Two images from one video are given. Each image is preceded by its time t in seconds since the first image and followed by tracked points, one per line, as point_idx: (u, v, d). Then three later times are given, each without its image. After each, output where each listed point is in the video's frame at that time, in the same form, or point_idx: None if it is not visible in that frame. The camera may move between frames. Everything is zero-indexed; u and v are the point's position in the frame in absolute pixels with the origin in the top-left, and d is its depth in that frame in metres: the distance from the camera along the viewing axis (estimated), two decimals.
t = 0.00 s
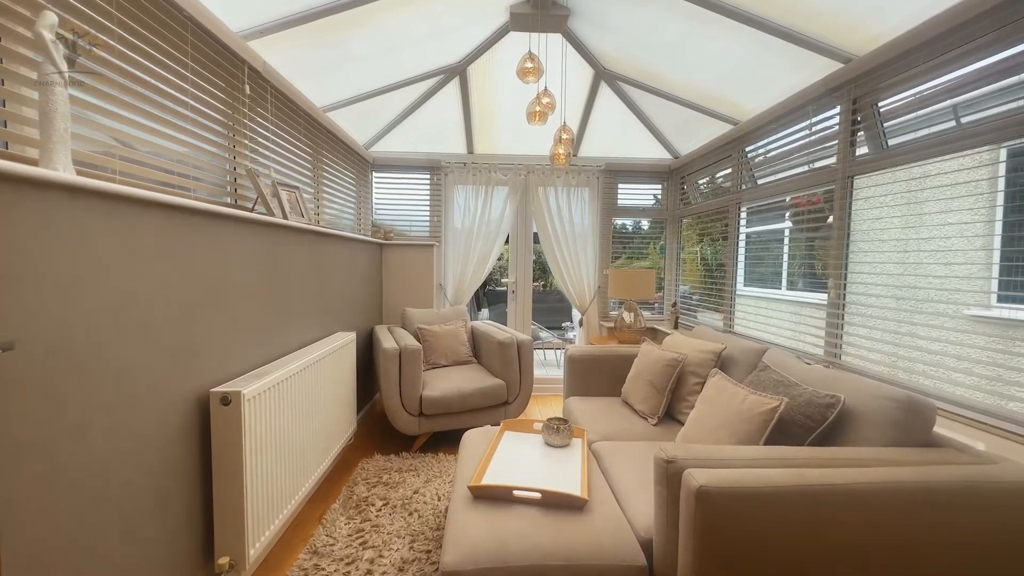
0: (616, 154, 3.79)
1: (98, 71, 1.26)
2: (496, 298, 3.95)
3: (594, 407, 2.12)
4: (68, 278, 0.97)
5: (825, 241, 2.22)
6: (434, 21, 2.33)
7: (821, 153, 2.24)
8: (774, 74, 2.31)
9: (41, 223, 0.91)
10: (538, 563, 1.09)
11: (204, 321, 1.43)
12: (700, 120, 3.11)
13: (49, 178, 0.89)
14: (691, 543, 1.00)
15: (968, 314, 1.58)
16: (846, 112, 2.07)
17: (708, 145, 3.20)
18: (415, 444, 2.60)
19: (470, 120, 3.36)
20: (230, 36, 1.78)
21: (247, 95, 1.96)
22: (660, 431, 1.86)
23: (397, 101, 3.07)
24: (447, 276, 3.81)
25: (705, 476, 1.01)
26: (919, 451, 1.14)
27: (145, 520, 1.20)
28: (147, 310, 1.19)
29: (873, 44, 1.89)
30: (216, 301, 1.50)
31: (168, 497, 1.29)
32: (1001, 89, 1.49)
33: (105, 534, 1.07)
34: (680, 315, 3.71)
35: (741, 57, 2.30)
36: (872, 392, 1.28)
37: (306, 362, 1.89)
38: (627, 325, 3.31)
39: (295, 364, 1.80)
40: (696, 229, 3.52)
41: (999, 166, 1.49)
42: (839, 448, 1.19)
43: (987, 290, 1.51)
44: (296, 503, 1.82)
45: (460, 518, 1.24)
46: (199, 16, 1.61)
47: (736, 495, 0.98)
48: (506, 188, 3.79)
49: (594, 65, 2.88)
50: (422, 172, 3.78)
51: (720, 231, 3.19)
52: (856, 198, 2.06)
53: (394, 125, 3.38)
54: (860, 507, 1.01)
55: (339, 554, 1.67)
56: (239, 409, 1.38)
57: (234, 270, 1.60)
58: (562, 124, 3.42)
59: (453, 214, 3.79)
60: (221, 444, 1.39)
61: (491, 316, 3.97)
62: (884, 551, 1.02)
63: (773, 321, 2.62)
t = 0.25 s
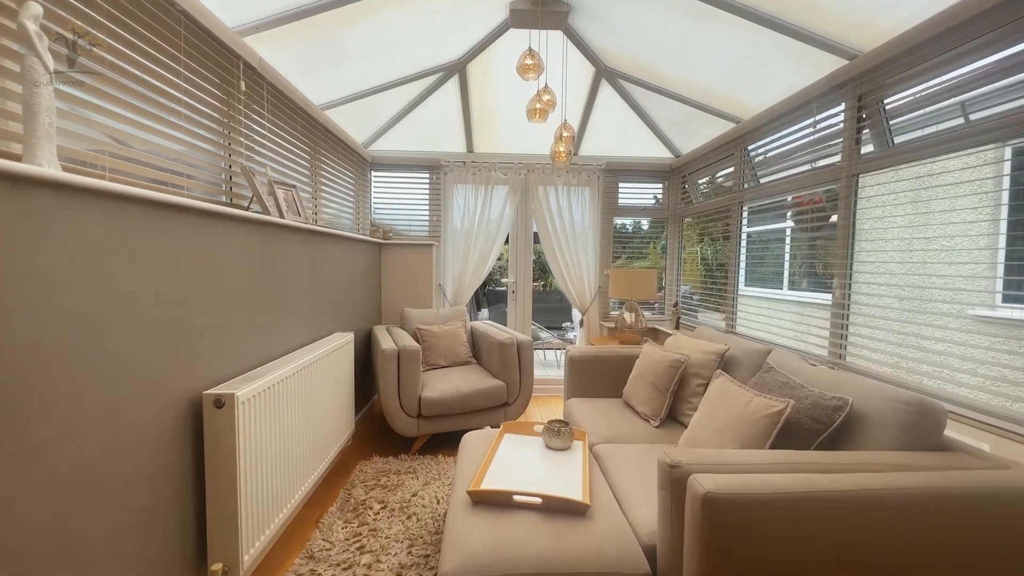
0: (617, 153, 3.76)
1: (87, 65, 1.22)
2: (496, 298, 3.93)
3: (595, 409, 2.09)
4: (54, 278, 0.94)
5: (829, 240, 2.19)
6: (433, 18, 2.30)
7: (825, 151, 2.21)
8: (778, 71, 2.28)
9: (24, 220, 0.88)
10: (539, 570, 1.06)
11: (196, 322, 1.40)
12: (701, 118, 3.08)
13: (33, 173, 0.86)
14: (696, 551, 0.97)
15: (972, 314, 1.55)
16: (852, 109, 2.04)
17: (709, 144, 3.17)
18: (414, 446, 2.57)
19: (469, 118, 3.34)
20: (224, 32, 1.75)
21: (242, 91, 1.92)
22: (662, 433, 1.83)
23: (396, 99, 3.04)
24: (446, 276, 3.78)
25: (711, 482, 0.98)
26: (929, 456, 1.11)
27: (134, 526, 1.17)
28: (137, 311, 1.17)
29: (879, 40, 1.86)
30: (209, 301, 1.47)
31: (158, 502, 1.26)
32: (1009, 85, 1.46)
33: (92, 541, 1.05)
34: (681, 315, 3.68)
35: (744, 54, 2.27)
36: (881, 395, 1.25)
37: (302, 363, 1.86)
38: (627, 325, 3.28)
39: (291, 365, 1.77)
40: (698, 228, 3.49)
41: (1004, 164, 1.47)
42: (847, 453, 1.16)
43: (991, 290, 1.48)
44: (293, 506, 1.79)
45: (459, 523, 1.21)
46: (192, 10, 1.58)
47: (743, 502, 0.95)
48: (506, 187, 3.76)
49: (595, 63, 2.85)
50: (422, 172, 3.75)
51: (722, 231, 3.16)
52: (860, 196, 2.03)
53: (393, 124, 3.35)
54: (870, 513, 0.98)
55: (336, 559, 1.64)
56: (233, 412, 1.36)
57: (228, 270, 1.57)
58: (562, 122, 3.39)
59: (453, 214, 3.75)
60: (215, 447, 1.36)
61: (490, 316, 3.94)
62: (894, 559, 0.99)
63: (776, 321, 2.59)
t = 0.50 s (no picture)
0: (618, 152, 3.73)
1: (89, 67, 1.23)
2: (496, 298, 3.89)
3: (597, 411, 2.06)
4: (36, 276, 0.91)
5: (834, 239, 2.16)
6: (432, 13, 2.27)
7: (830, 149, 2.18)
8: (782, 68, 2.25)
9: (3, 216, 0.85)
10: None
11: (188, 322, 1.37)
12: (703, 116, 3.05)
13: (13, 167, 0.83)
14: (702, 559, 0.94)
15: (978, 314, 1.54)
16: (858, 106, 2.01)
17: (711, 142, 3.14)
18: (413, 448, 2.54)
19: (469, 116, 3.30)
20: (219, 26, 1.72)
21: (237, 87, 1.89)
22: (665, 436, 1.79)
23: (395, 97, 3.01)
24: (446, 276, 3.74)
25: (717, 487, 0.95)
26: (941, 460, 1.08)
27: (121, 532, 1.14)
28: (125, 311, 1.13)
29: (884, 36, 1.83)
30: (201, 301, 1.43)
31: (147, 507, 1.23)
32: (1020, 81, 1.43)
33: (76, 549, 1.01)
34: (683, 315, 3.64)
35: (747, 50, 2.24)
36: (891, 398, 1.22)
37: (298, 364, 1.82)
38: (629, 325, 3.24)
39: (286, 366, 1.74)
40: (699, 227, 3.46)
41: (1010, 162, 1.46)
42: (856, 457, 1.13)
43: (997, 290, 1.47)
44: (289, 510, 1.75)
45: (457, 529, 1.18)
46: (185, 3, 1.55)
47: (751, 509, 0.92)
48: (506, 186, 3.72)
49: (596, 60, 2.82)
50: (421, 170, 3.72)
51: (724, 231, 3.13)
52: (866, 194, 2.00)
53: (392, 122, 3.32)
54: (882, 521, 0.95)
55: (332, 565, 1.61)
56: (226, 414, 1.32)
57: (222, 269, 1.54)
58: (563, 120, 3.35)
59: (452, 213, 3.72)
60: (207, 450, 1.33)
61: (490, 317, 3.91)
62: (907, 568, 0.96)
63: (780, 322, 2.56)
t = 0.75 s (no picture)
0: (619, 150, 3.69)
1: (90, 67, 1.23)
2: (495, 298, 3.85)
3: (599, 413, 2.02)
4: (13, 275, 0.87)
5: (840, 238, 2.12)
6: (431, 8, 2.23)
7: (837, 146, 2.14)
8: (786, 63, 2.21)
9: None
10: None
11: (178, 323, 1.33)
12: (705, 114, 3.01)
13: None
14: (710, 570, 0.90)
15: (984, 314, 1.52)
16: (865, 102, 1.97)
17: (714, 140, 3.10)
18: (411, 450, 2.50)
19: (468, 113, 3.26)
20: (214, 20, 1.69)
21: (231, 83, 1.85)
22: (669, 439, 1.76)
23: (393, 94, 2.97)
24: (445, 275, 3.70)
25: (726, 495, 0.91)
26: (956, 466, 1.04)
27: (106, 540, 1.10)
28: (111, 311, 1.10)
29: (891, 31, 1.79)
30: (192, 301, 1.39)
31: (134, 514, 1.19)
32: None
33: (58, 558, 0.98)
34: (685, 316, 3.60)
35: (751, 45, 2.20)
36: (905, 401, 1.18)
37: (294, 366, 1.78)
38: (630, 325, 3.20)
39: (281, 368, 1.70)
40: (701, 226, 3.42)
41: (1016, 159, 1.43)
42: (868, 462, 1.09)
43: (1001, 290, 1.45)
44: (284, 514, 1.72)
45: (455, 537, 1.14)
46: None
47: (761, 518, 0.88)
48: (506, 184, 3.68)
49: (597, 57, 2.79)
50: (420, 169, 3.68)
51: (727, 230, 3.09)
52: (873, 192, 1.96)
53: (390, 120, 3.28)
54: (898, 531, 0.91)
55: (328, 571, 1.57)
56: (217, 418, 1.29)
57: (214, 268, 1.50)
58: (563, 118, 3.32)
59: (452, 212, 3.68)
60: (198, 454, 1.30)
61: (490, 317, 3.87)
62: None
63: (784, 322, 2.52)
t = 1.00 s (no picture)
0: (620, 149, 3.65)
1: (92, 66, 1.23)
2: (495, 298, 3.81)
3: (601, 416, 1.98)
4: None
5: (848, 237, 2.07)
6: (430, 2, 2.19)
7: (845, 143, 2.09)
8: (792, 59, 2.17)
9: None
10: None
11: (168, 324, 1.28)
12: (708, 111, 2.97)
13: None
14: None
15: (991, 314, 1.50)
16: (875, 98, 1.92)
17: (716, 138, 3.06)
18: (410, 453, 2.45)
19: (468, 111, 3.22)
20: (206, 13, 1.64)
21: (225, 77, 1.80)
22: (674, 443, 1.71)
23: (392, 91, 2.92)
24: (444, 275, 3.66)
25: (740, 505, 0.87)
26: (977, 474, 1.00)
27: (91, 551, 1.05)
28: (97, 311, 1.05)
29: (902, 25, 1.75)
30: (184, 301, 1.35)
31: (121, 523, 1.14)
32: None
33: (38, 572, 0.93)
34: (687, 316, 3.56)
35: (757, 40, 2.15)
36: (923, 405, 1.13)
37: (289, 368, 1.74)
38: (631, 326, 3.16)
39: (276, 370, 1.65)
40: (704, 226, 3.38)
41: None
42: (886, 470, 1.05)
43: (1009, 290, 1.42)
44: (279, 520, 1.68)
45: (454, 547, 1.10)
46: None
47: (778, 531, 0.84)
48: (506, 183, 3.64)
49: (599, 53, 2.75)
50: (419, 168, 3.63)
51: (730, 229, 3.05)
52: (882, 190, 1.92)
53: (389, 117, 3.23)
54: (920, 543, 0.86)
55: None
56: (208, 422, 1.25)
57: (206, 267, 1.45)
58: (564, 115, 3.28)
59: (451, 211, 3.63)
60: (189, 460, 1.25)
61: (489, 317, 3.83)
62: None
63: (789, 323, 2.47)
